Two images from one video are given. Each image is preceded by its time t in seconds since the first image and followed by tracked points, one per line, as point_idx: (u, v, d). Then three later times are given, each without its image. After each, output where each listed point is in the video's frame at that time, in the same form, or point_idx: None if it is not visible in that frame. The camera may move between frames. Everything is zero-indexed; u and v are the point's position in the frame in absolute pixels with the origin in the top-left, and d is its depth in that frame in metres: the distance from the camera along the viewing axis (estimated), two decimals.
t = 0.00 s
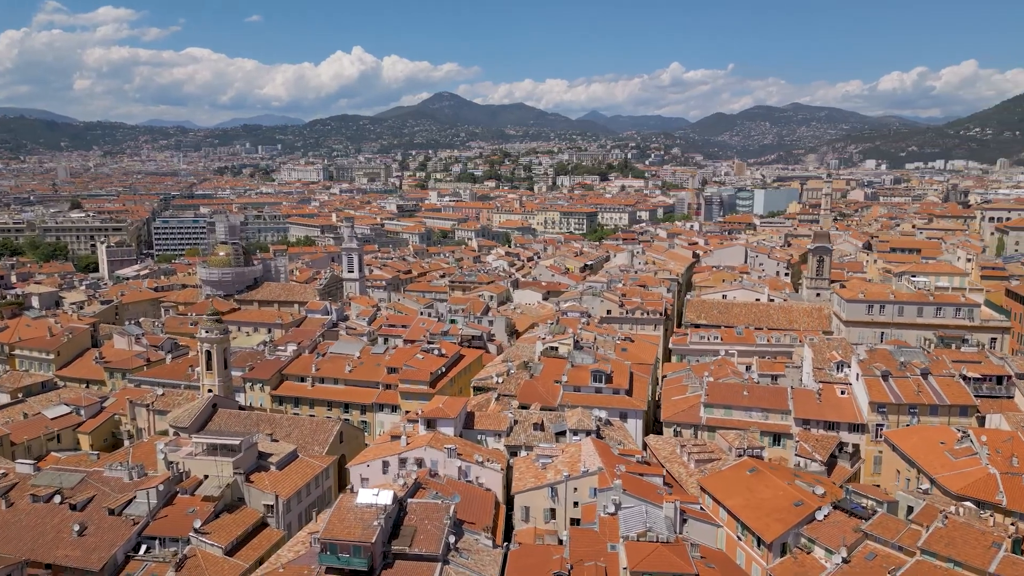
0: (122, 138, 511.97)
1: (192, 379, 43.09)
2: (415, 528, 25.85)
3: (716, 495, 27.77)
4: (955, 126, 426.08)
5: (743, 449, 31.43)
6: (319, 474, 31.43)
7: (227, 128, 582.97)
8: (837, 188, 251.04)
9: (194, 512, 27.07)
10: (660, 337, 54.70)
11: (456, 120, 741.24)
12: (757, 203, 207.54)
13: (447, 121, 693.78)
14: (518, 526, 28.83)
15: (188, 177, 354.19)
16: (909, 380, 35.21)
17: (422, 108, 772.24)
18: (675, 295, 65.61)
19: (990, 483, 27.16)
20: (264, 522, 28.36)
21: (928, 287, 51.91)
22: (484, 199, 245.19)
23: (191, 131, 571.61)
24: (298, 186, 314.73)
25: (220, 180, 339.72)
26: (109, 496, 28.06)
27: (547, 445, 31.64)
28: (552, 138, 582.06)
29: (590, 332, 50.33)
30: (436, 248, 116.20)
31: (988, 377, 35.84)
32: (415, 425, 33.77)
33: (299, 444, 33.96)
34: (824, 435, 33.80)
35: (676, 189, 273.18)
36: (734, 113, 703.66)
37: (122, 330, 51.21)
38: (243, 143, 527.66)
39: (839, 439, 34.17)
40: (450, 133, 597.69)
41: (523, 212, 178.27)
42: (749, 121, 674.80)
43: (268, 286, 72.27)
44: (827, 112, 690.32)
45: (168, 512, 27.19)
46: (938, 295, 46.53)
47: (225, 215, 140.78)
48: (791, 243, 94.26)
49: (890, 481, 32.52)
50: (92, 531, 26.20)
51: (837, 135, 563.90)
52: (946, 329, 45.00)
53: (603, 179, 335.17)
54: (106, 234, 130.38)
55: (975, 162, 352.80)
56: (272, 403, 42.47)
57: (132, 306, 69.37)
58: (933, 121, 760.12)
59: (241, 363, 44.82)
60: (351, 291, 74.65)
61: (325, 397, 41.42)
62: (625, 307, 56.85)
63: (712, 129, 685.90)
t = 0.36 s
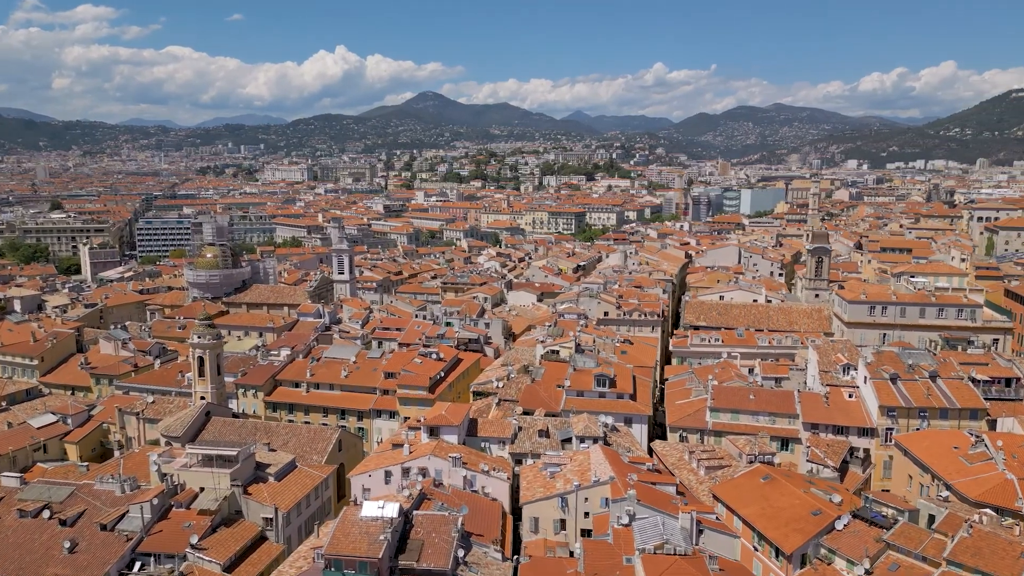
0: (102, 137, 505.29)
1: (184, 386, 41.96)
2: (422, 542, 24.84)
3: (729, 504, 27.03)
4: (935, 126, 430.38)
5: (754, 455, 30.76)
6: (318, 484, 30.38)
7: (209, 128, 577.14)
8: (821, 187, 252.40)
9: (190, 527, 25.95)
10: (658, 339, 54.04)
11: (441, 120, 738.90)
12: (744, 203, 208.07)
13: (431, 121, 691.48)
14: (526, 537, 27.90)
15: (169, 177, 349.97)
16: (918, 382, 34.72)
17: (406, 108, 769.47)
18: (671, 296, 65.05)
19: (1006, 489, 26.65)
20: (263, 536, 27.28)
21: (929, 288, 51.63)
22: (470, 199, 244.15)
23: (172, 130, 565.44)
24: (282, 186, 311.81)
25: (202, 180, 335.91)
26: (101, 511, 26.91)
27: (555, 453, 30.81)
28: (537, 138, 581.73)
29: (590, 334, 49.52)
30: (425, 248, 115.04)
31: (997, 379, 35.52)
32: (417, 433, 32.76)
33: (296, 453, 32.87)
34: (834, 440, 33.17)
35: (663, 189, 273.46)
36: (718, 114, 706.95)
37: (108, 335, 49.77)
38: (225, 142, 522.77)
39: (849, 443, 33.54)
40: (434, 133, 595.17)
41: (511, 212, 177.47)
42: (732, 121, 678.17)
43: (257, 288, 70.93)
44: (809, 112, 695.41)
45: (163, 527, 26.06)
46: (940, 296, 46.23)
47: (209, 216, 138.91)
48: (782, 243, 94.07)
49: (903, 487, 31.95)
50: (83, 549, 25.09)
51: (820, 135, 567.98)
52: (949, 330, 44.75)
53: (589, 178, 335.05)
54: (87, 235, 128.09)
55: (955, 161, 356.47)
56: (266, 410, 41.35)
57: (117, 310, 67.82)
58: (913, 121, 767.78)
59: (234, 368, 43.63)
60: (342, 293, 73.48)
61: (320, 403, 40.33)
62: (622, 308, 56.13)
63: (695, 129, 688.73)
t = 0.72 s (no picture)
0: (82, 136, 498.41)
1: (175, 393, 40.67)
2: (432, 556, 23.85)
3: (745, 514, 26.33)
4: (917, 126, 434.34)
5: (766, 462, 30.11)
6: (319, 496, 29.39)
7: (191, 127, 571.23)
8: (807, 187, 253.51)
9: (187, 542, 24.79)
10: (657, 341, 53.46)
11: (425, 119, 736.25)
12: (732, 203, 208.47)
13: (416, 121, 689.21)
14: (536, 549, 27.04)
15: (151, 177, 345.86)
16: (927, 386, 34.25)
17: (390, 107, 766.11)
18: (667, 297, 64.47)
19: None
20: (263, 551, 26.19)
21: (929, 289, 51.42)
22: (457, 199, 242.95)
23: (153, 130, 559.07)
24: (266, 186, 308.91)
25: (184, 180, 332.09)
26: (93, 526, 25.72)
27: (563, 462, 29.96)
28: (523, 138, 580.92)
29: (589, 336, 48.81)
30: (415, 249, 113.88)
31: (1006, 382, 35.16)
32: (419, 441, 31.80)
33: (295, 463, 31.82)
34: (844, 445, 32.64)
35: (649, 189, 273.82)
36: (702, 114, 709.89)
37: (94, 340, 48.23)
38: (208, 142, 517.46)
39: (858, 448, 33.03)
40: (418, 133, 592.55)
41: (499, 212, 176.56)
42: (716, 121, 681.20)
43: (246, 290, 69.56)
44: (792, 113, 700.03)
45: (158, 543, 24.85)
46: (942, 297, 46.00)
47: (194, 216, 136.95)
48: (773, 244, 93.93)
49: (914, 492, 31.46)
50: (74, 566, 23.89)
51: (803, 135, 571.38)
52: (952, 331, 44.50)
53: (575, 178, 334.80)
54: (69, 236, 125.69)
55: (935, 162, 360.01)
56: (259, 417, 40.21)
57: (102, 313, 66.15)
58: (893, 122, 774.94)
59: (226, 374, 42.42)
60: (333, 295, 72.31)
61: (316, 410, 39.26)
62: (620, 310, 55.45)
63: (679, 129, 690.90)
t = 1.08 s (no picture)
0: (61, 135, 491.37)
1: (166, 401, 39.47)
2: (442, 571, 22.84)
3: (762, 523, 25.64)
4: (898, 126, 438.15)
5: (779, 469, 29.46)
6: (320, 508, 28.37)
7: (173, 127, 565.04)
8: (792, 186, 254.62)
9: (184, 559, 23.63)
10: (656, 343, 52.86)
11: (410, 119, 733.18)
12: (719, 203, 208.73)
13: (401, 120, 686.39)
14: (547, 562, 26.17)
15: (133, 177, 341.59)
16: (937, 390, 33.78)
17: (374, 107, 762.03)
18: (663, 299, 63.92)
19: None
20: (264, 567, 25.12)
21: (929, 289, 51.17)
22: (444, 199, 241.58)
23: (134, 129, 552.56)
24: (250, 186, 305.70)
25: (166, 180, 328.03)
26: (85, 543, 24.55)
27: (572, 470, 29.16)
28: (508, 138, 579.91)
29: (589, 339, 48.06)
30: (405, 250, 112.70)
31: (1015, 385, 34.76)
32: (422, 450, 30.85)
33: (294, 473, 30.78)
34: (855, 450, 32.09)
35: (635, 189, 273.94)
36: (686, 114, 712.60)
37: (80, 345, 46.79)
38: (190, 142, 512.02)
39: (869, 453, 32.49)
40: (402, 133, 589.67)
41: (487, 212, 175.52)
42: (700, 121, 683.79)
43: (234, 292, 68.19)
44: (775, 113, 704.33)
45: (154, 560, 23.67)
46: (944, 298, 45.69)
47: (179, 217, 134.88)
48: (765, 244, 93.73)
49: (927, 498, 30.96)
50: None
51: (786, 135, 575.04)
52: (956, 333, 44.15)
53: (562, 178, 334.41)
54: (50, 238, 123.25)
55: (916, 162, 363.39)
56: (254, 425, 39.09)
57: (86, 317, 64.59)
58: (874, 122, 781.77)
59: (219, 380, 41.25)
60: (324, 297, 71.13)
61: (313, 416, 38.19)
62: (617, 312, 54.85)
63: (664, 129, 692.82)
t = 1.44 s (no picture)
0: (39, 134, 484.27)
1: (157, 408, 38.21)
2: None
3: (781, 533, 24.96)
4: (880, 127, 442.11)
5: (793, 476, 28.81)
6: (323, 521, 27.34)
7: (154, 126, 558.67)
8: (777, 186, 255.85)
9: None
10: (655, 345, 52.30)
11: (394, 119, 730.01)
12: (706, 203, 209.08)
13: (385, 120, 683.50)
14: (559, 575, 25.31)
15: (114, 177, 337.20)
16: (948, 393, 33.31)
17: (358, 106, 758.07)
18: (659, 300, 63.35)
19: None
20: None
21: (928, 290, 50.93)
22: (430, 199, 240.18)
23: (115, 129, 545.86)
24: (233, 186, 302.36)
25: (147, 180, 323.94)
26: (76, 563, 23.31)
27: (582, 480, 28.34)
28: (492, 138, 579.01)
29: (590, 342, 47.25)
30: (394, 251, 111.45)
31: None
32: (426, 459, 29.89)
33: (294, 485, 29.71)
34: (868, 455, 31.53)
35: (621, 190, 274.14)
36: (670, 115, 715.13)
37: (65, 350, 45.36)
38: (171, 141, 506.60)
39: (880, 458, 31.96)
40: (387, 132, 586.91)
41: (475, 212, 174.48)
42: (685, 122, 686.48)
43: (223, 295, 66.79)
44: (758, 113, 708.76)
45: None
46: (947, 299, 45.40)
47: (162, 218, 132.74)
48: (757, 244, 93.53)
49: (940, 505, 30.45)
50: None
51: (769, 135, 578.70)
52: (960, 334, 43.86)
53: (548, 178, 334.06)
54: (30, 239, 120.70)
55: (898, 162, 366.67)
56: (248, 432, 37.96)
57: (70, 321, 62.94)
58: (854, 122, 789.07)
59: (211, 387, 40.01)
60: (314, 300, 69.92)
61: (310, 423, 37.13)
62: (615, 314, 54.26)
63: (648, 129, 694.72)
